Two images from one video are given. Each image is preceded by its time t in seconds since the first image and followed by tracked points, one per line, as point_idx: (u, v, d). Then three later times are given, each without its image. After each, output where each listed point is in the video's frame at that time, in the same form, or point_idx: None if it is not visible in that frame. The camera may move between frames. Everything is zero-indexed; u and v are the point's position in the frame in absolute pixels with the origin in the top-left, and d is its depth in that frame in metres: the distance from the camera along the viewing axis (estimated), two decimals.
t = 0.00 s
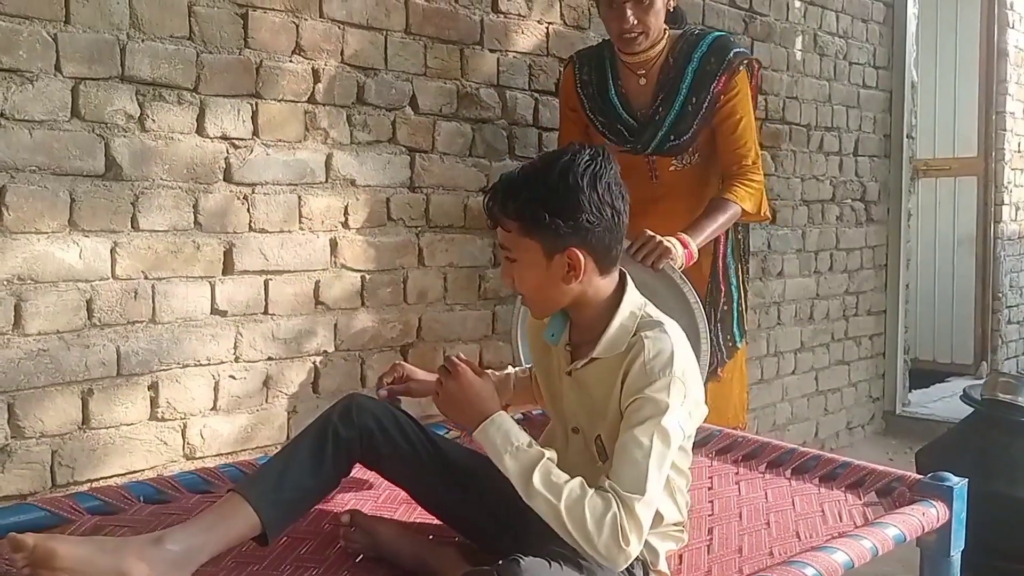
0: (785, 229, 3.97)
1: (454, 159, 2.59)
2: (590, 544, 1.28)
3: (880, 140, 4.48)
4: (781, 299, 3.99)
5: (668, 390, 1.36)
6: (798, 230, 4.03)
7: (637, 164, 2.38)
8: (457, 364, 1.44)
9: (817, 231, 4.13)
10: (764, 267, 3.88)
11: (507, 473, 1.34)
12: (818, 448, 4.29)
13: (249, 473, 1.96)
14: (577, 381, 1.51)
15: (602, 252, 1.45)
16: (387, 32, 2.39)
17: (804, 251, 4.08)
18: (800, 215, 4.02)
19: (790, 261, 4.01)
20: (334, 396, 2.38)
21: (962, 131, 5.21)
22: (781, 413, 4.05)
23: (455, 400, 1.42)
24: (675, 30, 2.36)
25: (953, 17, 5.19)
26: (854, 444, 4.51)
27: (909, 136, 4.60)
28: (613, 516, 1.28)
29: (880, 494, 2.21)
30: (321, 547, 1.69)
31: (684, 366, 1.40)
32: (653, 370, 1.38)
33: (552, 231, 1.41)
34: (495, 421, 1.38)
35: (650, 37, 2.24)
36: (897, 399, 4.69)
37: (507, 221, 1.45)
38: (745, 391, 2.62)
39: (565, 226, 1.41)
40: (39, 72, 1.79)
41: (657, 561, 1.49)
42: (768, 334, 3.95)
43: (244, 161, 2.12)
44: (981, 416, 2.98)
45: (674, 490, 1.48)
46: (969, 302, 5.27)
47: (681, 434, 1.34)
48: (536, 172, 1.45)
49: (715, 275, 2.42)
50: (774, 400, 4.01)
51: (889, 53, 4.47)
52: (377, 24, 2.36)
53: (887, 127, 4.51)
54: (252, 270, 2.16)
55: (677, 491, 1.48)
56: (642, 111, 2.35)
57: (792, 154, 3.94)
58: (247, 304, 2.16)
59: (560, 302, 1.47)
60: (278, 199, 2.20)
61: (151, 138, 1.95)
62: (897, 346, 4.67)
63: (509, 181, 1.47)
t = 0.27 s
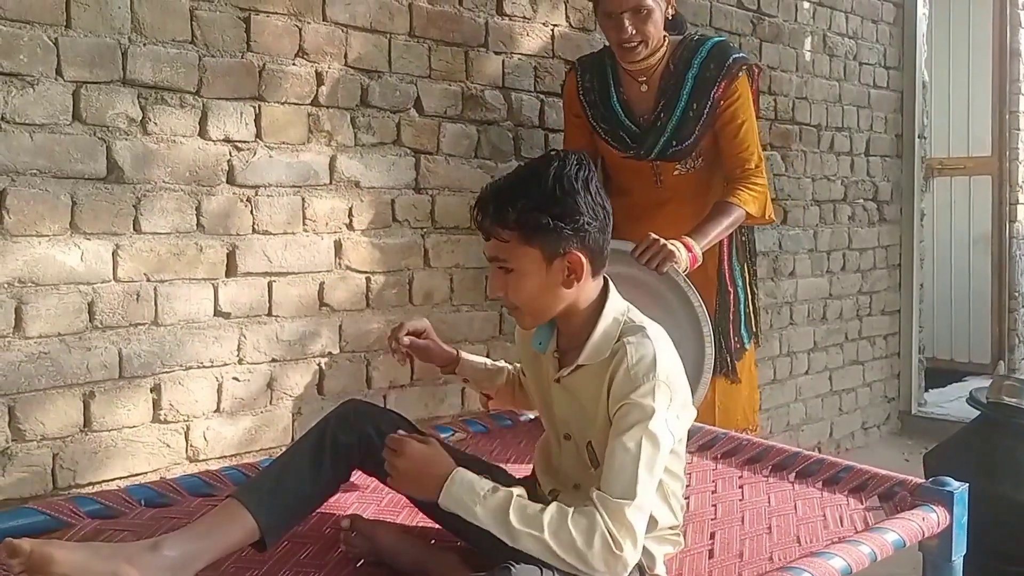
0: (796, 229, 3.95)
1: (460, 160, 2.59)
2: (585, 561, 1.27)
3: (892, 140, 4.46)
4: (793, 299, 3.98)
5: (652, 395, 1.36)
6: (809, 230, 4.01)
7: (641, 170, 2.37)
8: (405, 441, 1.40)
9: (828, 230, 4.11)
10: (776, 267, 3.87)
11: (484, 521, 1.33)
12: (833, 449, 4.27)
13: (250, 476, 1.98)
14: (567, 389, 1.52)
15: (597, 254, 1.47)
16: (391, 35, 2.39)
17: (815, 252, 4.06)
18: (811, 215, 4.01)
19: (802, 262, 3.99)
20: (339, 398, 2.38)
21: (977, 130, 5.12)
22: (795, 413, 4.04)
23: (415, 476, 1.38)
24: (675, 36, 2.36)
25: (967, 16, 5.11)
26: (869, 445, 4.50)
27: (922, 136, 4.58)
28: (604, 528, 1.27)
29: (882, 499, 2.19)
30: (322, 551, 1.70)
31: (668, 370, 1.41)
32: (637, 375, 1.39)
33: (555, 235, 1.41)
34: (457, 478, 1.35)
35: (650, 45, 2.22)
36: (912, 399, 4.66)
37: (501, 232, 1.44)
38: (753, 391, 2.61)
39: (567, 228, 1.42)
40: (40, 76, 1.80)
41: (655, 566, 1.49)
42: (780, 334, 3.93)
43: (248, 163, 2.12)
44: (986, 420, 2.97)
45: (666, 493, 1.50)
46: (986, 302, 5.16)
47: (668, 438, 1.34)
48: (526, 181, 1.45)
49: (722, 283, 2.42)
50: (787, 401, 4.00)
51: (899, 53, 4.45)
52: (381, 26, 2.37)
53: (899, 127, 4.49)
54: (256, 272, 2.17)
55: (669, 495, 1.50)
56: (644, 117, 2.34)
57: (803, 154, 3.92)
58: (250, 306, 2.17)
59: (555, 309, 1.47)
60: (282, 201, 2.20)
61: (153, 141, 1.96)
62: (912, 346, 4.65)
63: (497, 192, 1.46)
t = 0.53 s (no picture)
0: (803, 230, 3.93)
1: (463, 161, 2.58)
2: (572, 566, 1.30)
3: (899, 140, 4.44)
4: (799, 300, 3.96)
5: (639, 395, 1.38)
6: (816, 231, 3.99)
7: (642, 166, 2.36)
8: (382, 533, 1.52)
9: (836, 231, 4.10)
10: (782, 267, 3.85)
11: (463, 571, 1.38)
12: (840, 450, 4.26)
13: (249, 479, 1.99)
14: (559, 391, 1.54)
15: (586, 254, 1.47)
16: (393, 36, 2.39)
17: (822, 252, 4.05)
18: (818, 216, 3.99)
19: (809, 262, 3.97)
20: (341, 399, 2.38)
21: (986, 128, 4.98)
22: (801, 414, 4.02)
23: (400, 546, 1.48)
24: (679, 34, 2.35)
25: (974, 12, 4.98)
26: (877, 445, 4.48)
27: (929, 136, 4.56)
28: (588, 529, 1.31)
29: (878, 503, 2.18)
30: (320, 554, 1.70)
31: (657, 370, 1.43)
32: (625, 376, 1.41)
33: (543, 238, 1.41)
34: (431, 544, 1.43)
35: (656, 40, 2.22)
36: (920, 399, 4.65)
37: (490, 239, 1.44)
38: (754, 390, 2.59)
39: (554, 231, 1.42)
40: (40, 78, 1.80)
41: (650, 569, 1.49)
42: (786, 335, 3.92)
43: (249, 165, 2.12)
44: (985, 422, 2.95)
45: (659, 495, 1.50)
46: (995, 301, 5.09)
47: (655, 438, 1.36)
48: (511, 186, 1.46)
49: (730, 284, 2.41)
50: (794, 402, 3.98)
51: (907, 54, 4.43)
52: (384, 28, 2.36)
53: (906, 127, 4.47)
54: (257, 273, 2.16)
55: (662, 497, 1.51)
56: (647, 114, 2.33)
57: (809, 154, 3.91)
58: (252, 308, 2.17)
59: (548, 311, 1.47)
60: (284, 202, 2.20)
61: (154, 143, 1.96)
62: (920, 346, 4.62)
63: (484, 198, 1.47)
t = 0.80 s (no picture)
0: (807, 230, 3.92)
1: (464, 163, 2.58)
2: None
3: (904, 140, 4.43)
4: (803, 300, 3.95)
5: (634, 404, 1.38)
6: (820, 231, 3.98)
7: (643, 167, 2.36)
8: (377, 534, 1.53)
9: (839, 231, 4.09)
10: (785, 267, 3.84)
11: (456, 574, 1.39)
12: (842, 449, 4.26)
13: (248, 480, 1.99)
14: (554, 398, 1.54)
15: (573, 266, 1.46)
16: (395, 38, 2.38)
17: (825, 252, 4.04)
18: (821, 216, 3.98)
19: (812, 263, 3.96)
20: (341, 400, 2.38)
21: (993, 128, 4.96)
22: (804, 414, 4.02)
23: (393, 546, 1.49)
24: (685, 39, 2.34)
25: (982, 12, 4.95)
26: (880, 445, 4.48)
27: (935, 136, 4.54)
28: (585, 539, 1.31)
29: (875, 505, 2.18)
30: (317, 555, 1.71)
31: (652, 378, 1.43)
32: (620, 384, 1.41)
33: (526, 254, 1.41)
34: (425, 545, 1.44)
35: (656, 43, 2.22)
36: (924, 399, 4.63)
37: (477, 252, 1.45)
38: (752, 391, 2.59)
39: (537, 246, 1.41)
40: (41, 80, 1.80)
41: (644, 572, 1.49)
42: (789, 335, 3.91)
43: (250, 166, 2.12)
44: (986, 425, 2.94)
45: (655, 501, 1.50)
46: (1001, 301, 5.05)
47: (651, 447, 1.37)
48: (496, 199, 1.45)
49: (732, 288, 2.40)
50: (796, 402, 3.98)
51: (912, 54, 4.41)
52: (386, 30, 2.36)
53: (911, 127, 4.46)
54: (258, 274, 2.17)
55: (658, 504, 1.51)
56: (650, 116, 2.31)
57: (813, 155, 3.90)
58: (252, 309, 2.17)
59: (539, 320, 1.48)
60: (285, 203, 2.20)
61: (154, 145, 1.96)
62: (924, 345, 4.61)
63: (470, 211, 1.47)
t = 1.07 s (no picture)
0: (810, 230, 3.91)
1: (466, 164, 2.58)
2: None
3: (909, 140, 4.42)
4: (806, 300, 3.95)
5: (631, 412, 1.38)
6: (823, 231, 3.97)
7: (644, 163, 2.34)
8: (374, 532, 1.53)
9: (843, 231, 4.08)
10: (788, 267, 3.83)
11: (454, 573, 1.40)
12: (845, 449, 4.26)
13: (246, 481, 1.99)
14: (551, 403, 1.54)
15: (562, 276, 1.45)
16: (397, 39, 2.38)
17: (829, 253, 4.03)
18: (825, 216, 3.97)
19: (816, 263, 3.96)
20: (341, 401, 2.38)
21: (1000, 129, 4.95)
22: (806, 414, 4.02)
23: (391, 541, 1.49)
24: (693, 40, 2.35)
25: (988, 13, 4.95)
26: (883, 445, 4.47)
27: (940, 136, 4.53)
28: (582, 546, 1.31)
29: (873, 507, 2.17)
30: (314, 557, 1.71)
31: (649, 385, 1.42)
32: (617, 392, 1.40)
33: (510, 263, 1.42)
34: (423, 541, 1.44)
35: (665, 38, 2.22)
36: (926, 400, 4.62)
37: (467, 256, 1.47)
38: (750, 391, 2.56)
39: (520, 257, 1.41)
40: (41, 83, 1.81)
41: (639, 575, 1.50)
42: (792, 335, 3.90)
43: (251, 168, 2.13)
44: (986, 427, 2.94)
45: (652, 506, 1.50)
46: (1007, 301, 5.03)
47: (648, 455, 1.37)
48: (487, 207, 1.46)
49: (733, 288, 2.40)
50: (799, 402, 3.98)
51: (918, 54, 4.40)
52: (388, 31, 2.36)
53: (916, 127, 4.45)
54: (258, 275, 2.17)
55: (655, 509, 1.51)
56: (654, 112, 2.30)
57: (817, 155, 3.89)
58: (252, 310, 2.17)
59: (531, 327, 1.48)
60: (286, 204, 2.20)
61: (154, 146, 1.97)
62: (927, 345, 4.60)
63: (464, 217, 1.49)
